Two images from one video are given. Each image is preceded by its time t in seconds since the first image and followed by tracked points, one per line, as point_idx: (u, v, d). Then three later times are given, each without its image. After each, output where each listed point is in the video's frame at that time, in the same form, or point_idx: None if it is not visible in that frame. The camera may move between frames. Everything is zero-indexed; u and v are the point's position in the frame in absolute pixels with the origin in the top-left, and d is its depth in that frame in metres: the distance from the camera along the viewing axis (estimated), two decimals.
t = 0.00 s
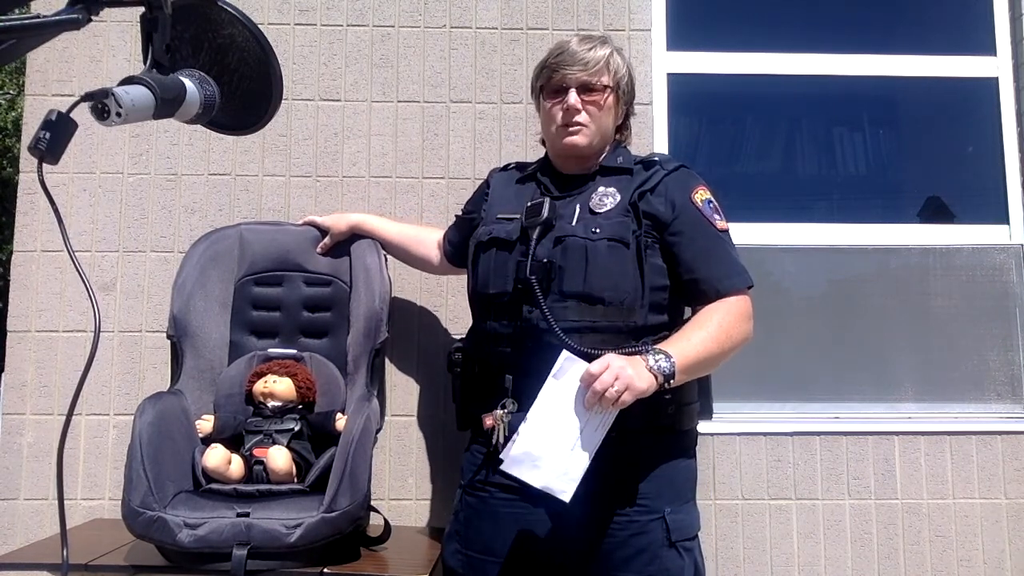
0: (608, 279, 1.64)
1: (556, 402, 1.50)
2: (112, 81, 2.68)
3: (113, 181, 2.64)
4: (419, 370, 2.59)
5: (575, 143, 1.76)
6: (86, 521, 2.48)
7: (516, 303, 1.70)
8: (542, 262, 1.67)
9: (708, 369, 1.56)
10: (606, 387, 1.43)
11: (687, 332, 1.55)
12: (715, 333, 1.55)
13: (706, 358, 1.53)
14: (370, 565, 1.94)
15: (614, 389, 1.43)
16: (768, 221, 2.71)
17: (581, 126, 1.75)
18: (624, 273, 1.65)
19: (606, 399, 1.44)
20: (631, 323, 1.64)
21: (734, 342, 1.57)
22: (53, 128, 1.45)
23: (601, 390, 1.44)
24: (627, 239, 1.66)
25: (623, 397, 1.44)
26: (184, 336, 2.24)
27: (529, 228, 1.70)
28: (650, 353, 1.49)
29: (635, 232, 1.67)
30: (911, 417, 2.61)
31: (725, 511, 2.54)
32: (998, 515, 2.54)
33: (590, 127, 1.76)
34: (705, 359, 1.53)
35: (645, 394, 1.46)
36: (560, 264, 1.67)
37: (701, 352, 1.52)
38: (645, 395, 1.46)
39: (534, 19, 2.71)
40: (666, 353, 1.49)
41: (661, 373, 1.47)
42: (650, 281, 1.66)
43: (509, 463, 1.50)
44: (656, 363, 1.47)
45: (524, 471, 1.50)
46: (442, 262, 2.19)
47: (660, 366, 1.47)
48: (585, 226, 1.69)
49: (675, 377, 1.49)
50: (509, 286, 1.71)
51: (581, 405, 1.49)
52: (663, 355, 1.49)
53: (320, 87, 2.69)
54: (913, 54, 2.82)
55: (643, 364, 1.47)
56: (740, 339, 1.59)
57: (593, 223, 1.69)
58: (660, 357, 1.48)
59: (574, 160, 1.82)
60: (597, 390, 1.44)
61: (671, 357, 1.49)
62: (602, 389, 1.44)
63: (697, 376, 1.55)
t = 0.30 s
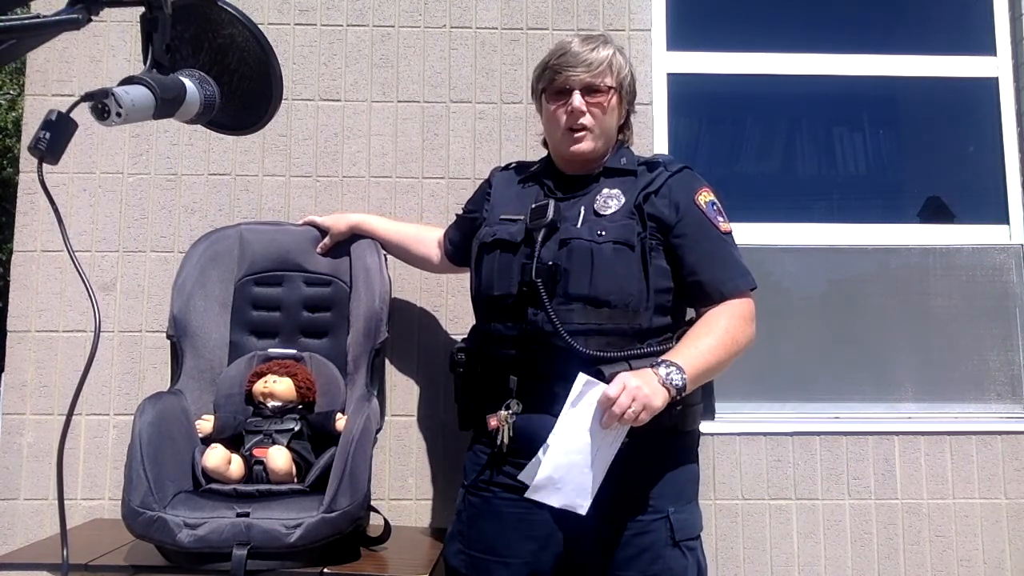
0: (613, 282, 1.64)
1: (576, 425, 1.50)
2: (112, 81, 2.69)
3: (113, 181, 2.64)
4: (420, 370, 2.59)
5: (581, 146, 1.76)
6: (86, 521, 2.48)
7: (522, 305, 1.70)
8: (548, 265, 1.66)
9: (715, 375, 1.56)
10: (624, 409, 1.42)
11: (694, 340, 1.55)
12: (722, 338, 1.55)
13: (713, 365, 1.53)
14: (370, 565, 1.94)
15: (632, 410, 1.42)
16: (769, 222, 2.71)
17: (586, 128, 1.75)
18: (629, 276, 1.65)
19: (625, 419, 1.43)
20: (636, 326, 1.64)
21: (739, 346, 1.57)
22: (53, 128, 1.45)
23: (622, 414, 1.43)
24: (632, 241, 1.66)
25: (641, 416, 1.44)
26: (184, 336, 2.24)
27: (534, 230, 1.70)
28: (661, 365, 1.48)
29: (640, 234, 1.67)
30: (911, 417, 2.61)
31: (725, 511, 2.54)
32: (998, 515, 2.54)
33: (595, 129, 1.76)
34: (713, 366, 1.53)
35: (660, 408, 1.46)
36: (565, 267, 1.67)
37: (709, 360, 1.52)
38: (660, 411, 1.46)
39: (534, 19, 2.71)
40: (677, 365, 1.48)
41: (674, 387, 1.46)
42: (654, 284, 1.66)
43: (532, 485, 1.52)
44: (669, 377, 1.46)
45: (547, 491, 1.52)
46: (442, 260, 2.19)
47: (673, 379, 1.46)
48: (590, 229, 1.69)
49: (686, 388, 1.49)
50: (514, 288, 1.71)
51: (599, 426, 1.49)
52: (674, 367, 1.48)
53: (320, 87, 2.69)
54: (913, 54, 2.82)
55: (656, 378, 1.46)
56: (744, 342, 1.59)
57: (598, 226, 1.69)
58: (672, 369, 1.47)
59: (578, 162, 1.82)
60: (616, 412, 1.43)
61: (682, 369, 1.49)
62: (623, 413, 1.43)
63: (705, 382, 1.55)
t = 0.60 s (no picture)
0: (616, 276, 1.64)
1: (576, 411, 1.48)
2: (112, 81, 2.69)
3: (113, 182, 2.64)
4: (421, 370, 2.59)
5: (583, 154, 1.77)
6: (86, 521, 2.48)
7: (526, 299, 1.70)
8: (552, 259, 1.67)
9: (717, 368, 1.55)
10: (623, 397, 1.42)
11: (695, 333, 1.55)
12: (725, 331, 1.55)
13: (716, 357, 1.53)
14: (371, 565, 1.94)
15: (632, 398, 1.42)
16: (769, 221, 2.71)
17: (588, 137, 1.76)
18: (632, 272, 1.65)
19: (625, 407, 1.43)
20: (640, 320, 1.65)
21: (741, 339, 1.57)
22: (53, 128, 1.45)
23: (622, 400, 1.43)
24: (635, 237, 1.66)
25: (641, 404, 1.43)
26: (183, 336, 2.24)
27: (538, 226, 1.70)
28: (662, 354, 1.48)
29: (643, 230, 1.68)
30: (911, 417, 2.60)
31: (725, 511, 2.54)
32: (998, 515, 2.54)
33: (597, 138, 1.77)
34: (715, 358, 1.52)
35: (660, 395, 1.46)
36: (569, 261, 1.67)
37: (711, 352, 1.52)
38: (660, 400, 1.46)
39: (534, 19, 2.71)
40: (678, 355, 1.48)
41: (675, 376, 1.46)
42: (658, 279, 1.66)
43: (528, 468, 1.50)
44: (671, 366, 1.47)
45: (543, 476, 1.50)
46: (443, 263, 2.20)
47: (674, 368, 1.47)
48: (593, 224, 1.70)
49: (688, 378, 1.49)
50: (518, 283, 1.71)
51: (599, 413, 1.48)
52: (675, 357, 1.48)
53: (320, 87, 2.69)
54: (913, 54, 2.82)
55: (656, 367, 1.46)
56: (747, 337, 1.59)
57: (601, 222, 1.70)
58: (673, 359, 1.47)
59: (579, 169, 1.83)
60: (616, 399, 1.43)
61: (684, 359, 1.48)
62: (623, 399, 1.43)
63: (707, 375, 1.55)
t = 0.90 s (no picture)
0: (614, 275, 1.64)
1: (569, 411, 1.49)
2: (112, 81, 2.68)
3: (113, 181, 2.64)
4: (421, 369, 2.59)
5: (583, 155, 1.78)
6: (86, 521, 2.48)
7: (524, 297, 1.70)
8: (550, 258, 1.67)
9: (714, 367, 1.55)
10: (617, 395, 1.42)
11: (691, 332, 1.54)
12: (721, 330, 1.55)
13: (712, 356, 1.52)
14: (371, 565, 1.94)
15: (625, 396, 1.42)
16: (769, 221, 2.71)
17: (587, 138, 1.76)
18: (630, 271, 1.65)
19: (619, 405, 1.43)
20: (638, 320, 1.64)
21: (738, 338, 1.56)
22: (53, 128, 1.45)
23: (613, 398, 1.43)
24: (633, 236, 1.66)
25: (634, 402, 1.43)
26: (183, 336, 2.24)
27: (537, 225, 1.71)
28: (657, 353, 1.48)
29: (642, 229, 1.68)
30: (911, 417, 2.60)
31: (725, 511, 2.54)
32: (998, 515, 2.54)
33: (596, 138, 1.77)
34: (711, 357, 1.52)
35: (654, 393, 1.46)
36: (568, 261, 1.67)
37: (707, 351, 1.51)
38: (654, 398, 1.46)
39: (534, 19, 2.71)
40: (673, 354, 1.48)
41: (670, 374, 1.46)
42: (656, 279, 1.66)
43: (522, 468, 1.52)
44: (665, 364, 1.46)
45: (539, 476, 1.51)
46: (445, 265, 2.20)
47: (668, 367, 1.46)
48: (592, 224, 1.71)
49: (682, 377, 1.48)
50: (516, 283, 1.72)
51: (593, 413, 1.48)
52: (670, 355, 1.48)
53: (320, 87, 2.69)
54: (913, 54, 2.82)
55: (651, 365, 1.46)
56: (745, 337, 1.58)
57: (599, 222, 1.70)
58: (668, 357, 1.47)
59: (580, 170, 1.83)
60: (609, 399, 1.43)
61: (678, 357, 1.48)
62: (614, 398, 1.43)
63: (703, 374, 1.55)
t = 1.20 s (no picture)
0: (609, 275, 1.64)
1: (561, 405, 1.48)
2: (112, 81, 2.68)
3: (113, 181, 2.64)
4: (419, 370, 2.59)
5: (579, 150, 1.77)
6: (86, 521, 2.48)
7: (520, 297, 1.71)
8: (545, 258, 1.67)
9: (709, 366, 1.54)
10: (610, 388, 1.42)
11: (687, 332, 1.54)
12: (717, 330, 1.54)
13: (708, 355, 1.52)
14: (371, 565, 1.94)
15: (618, 390, 1.42)
16: (769, 221, 2.71)
17: (585, 131, 1.76)
18: (626, 271, 1.65)
19: (612, 400, 1.43)
20: (633, 319, 1.64)
21: (734, 337, 1.55)
22: (53, 128, 1.45)
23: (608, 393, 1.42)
24: (629, 235, 1.66)
25: (627, 397, 1.43)
26: (184, 336, 2.24)
27: (533, 225, 1.71)
28: (651, 351, 1.48)
29: (637, 229, 1.68)
30: (911, 417, 2.60)
31: (725, 511, 2.54)
32: (998, 515, 2.54)
33: (595, 132, 1.77)
34: (706, 356, 1.51)
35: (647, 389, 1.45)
36: (563, 259, 1.67)
37: (702, 350, 1.51)
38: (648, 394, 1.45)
39: (534, 19, 2.71)
40: (668, 352, 1.48)
41: (664, 372, 1.46)
42: (652, 278, 1.66)
43: (513, 460, 1.51)
44: (659, 362, 1.46)
45: (527, 466, 1.51)
46: (445, 265, 2.21)
47: (663, 365, 1.46)
48: (588, 223, 1.70)
49: (676, 375, 1.48)
50: (513, 281, 1.72)
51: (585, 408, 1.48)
52: (664, 353, 1.47)
53: (320, 87, 2.69)
54: (913, 54, 2.82)
55: (645, 362, 1.46)
56: (742, 338, 1.57)
57: (595, 221, 1.70)
58: (662, 355, 1.47)
59: (578, 166, 1.83)
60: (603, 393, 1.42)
61: (673, 355, 1.48)
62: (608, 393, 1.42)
63: (697, 375, 1.54)
